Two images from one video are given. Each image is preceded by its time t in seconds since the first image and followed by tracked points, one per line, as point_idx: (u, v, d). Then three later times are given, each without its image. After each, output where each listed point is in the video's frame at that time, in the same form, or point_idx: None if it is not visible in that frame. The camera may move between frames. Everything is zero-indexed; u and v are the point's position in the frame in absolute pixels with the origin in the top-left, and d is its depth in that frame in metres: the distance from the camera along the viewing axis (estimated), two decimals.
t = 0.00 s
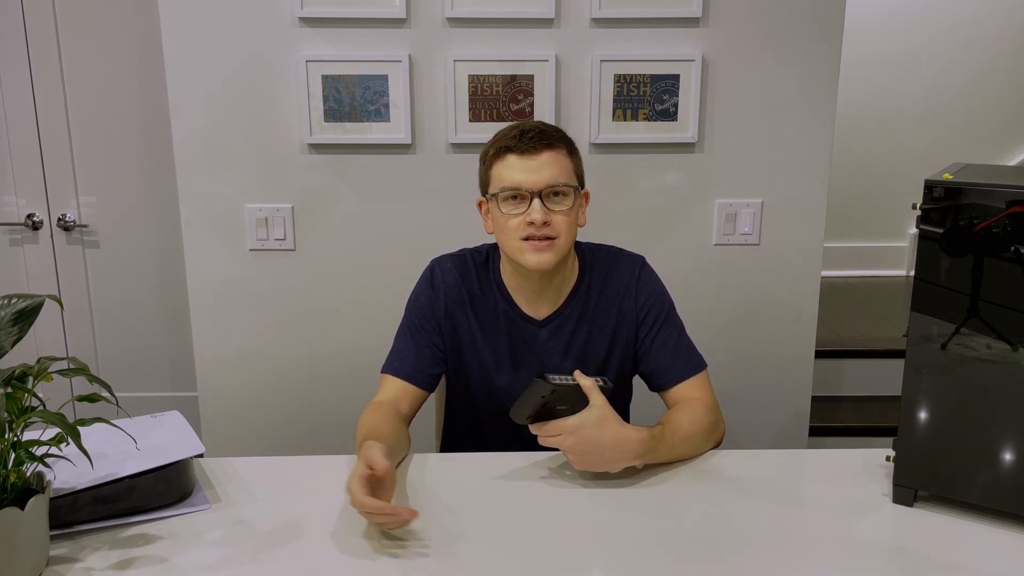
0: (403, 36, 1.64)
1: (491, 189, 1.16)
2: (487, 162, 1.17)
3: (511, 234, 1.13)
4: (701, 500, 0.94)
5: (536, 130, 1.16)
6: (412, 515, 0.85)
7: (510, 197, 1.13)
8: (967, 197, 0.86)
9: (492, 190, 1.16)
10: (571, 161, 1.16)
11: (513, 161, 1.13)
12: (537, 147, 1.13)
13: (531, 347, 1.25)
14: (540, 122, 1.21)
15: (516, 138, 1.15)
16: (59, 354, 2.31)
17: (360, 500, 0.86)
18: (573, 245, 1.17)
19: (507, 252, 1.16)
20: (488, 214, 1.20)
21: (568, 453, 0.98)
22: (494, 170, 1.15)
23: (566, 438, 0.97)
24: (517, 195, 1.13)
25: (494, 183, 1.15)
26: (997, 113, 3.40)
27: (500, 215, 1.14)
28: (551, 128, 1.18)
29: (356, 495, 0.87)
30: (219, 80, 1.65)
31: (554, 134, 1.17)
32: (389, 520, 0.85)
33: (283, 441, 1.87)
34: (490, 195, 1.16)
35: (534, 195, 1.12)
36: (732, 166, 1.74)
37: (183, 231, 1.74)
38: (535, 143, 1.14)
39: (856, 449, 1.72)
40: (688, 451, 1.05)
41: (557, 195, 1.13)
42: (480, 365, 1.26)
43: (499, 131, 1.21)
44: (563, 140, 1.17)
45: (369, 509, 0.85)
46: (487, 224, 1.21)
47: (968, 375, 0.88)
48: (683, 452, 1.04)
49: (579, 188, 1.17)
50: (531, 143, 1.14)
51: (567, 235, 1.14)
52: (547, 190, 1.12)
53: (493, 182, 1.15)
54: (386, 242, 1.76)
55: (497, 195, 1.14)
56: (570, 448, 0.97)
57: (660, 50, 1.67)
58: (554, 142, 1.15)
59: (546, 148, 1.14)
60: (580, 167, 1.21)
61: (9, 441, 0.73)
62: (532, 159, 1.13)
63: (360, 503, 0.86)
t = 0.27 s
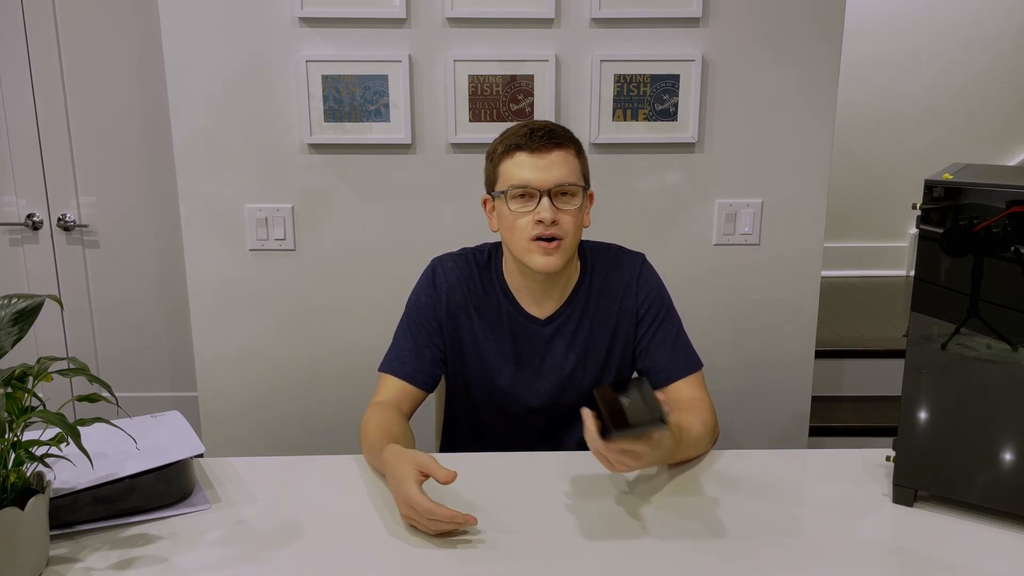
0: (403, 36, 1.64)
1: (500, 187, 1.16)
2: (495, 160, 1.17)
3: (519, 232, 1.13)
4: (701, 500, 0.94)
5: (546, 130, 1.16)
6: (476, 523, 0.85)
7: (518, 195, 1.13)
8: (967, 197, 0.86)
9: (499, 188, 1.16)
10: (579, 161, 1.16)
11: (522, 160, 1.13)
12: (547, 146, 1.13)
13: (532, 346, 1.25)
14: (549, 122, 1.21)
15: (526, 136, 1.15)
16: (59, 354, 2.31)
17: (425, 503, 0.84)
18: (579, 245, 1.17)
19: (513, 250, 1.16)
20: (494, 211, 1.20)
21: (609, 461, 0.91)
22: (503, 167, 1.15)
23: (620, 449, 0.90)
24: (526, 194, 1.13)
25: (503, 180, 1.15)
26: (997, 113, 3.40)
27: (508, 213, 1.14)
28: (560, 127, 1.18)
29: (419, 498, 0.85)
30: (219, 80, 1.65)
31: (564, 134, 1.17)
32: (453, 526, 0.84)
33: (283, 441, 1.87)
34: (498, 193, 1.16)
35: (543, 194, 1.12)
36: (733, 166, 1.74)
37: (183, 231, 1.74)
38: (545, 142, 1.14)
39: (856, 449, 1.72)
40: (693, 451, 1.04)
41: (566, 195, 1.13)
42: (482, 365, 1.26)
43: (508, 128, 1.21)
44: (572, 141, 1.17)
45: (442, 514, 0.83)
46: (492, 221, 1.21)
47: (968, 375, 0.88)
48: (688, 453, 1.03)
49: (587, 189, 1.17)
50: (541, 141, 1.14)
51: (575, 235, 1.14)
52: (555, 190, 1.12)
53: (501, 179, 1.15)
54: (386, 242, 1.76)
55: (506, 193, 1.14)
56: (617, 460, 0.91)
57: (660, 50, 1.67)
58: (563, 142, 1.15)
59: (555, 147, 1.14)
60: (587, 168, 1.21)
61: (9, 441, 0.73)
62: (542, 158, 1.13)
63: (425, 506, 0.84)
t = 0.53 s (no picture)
0: (403, 36, 1.64)
1: (501, 186, 1.16)
2: (497, 159, 1.17)
3: (519, 232, 1.13)
4: (701, 500, 0.94)
5: (549, 130, 1.16)
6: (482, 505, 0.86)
7: (520, 195, 1.13)
8: (967, 197, 0.86)
9: (501, 187, 1.16)
10: (582, 162, 1.16)
11: (524, 160, 1.13)
12: (550, 146, 1.13)
13: (533, 347, 1.24)
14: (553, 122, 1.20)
15: (529, 136, 1.15)
16: (59, 354, 2.31)
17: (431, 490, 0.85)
18: (579, 246, 1.17)
19: (513, 250, 1.16)
20: (496, 210, 1.20)
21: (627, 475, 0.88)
22: (506, 166, 1.15)
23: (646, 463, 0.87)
24: (527, 194, 1.13)
25: (504, 180, 1.15)
26: (998, 113, 3.40)
27: (509, 212, 1.14)
28: (563, 127, 1.18)
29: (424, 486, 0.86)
30: (219, 80, 1.65)
31: (567, 134, 1.17)
32: (461, 511, 0.85)
33: (283, 441, 1.88)
34: (500, 192, 1.16)
35: (544, 195, 1.12)
36: (733, 166, 1.74)
37: (183, 231, 1.74)
38: (547, 142, 1.13)
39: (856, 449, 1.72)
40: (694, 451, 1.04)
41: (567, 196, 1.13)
42: (482, 365, 1.26)
43: (512, 126, 1.21)
44: (576, 141, 1.17)
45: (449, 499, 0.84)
46: (493, 220, 1.21)
47: (968, 375, 0.88)
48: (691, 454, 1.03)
49: (589, 190, 1.17)
50: (544, 142, 1.14)
51: (575, 236, 1.14)
52: (557, 191, 1.12)
53: (503, 178, 1.15)
54: (386, 242, 1.76)
55: (507, 192, 1.14)
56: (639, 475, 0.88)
57: (660, 50, 1.67)
58: (566, 143, 1.15)
59: (558, 148, 1.14)
60: (590, 168, 1.21)
61: (9, 441, 0.73)
62: (544, 158, 1.13)
63: (431, 493, 0.85)
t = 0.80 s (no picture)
0: (403, 36, 1.64)
1: (501, 188, 1.15)
2: (497, 160, 1.17)
3: (518, 235, 1.13)
4: (701, 500, 0.94)
5: (550, 132, 1.15)
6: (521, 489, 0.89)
7: (519, 197, 1.13)
8: (967, 197, 0.86)
9: (500, 189, 1.16)
10: (582, 165, 1.16)
11: (524, 162, 1.13)
12: (549, 149, 1.13)
13: (531, 348, 1.24)
14: (553, 123, 1.20)
15: (529, 138, 1.15)
16: (59, 354, 2.31)
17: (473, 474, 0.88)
18: (577, 249, 1.17)
19: (512, 252, 1.16)
20: (495, 211, 1.19)
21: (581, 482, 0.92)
22: (505, 168, 1.14)
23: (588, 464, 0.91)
24: (527, 196, 1.13)
25: (504, 182, 1.15)
26: (998, 113, 3.40)
27: (508, 215, 1.14)
28: (564, 129, 1.18)
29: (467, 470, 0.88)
30: (219, 80, 1.65)
31: (567, 136, 1.16)
32: (500, 493, 0.88)
33: (283, 441, 1.88)
34: (499, 194, 1.16)
35: (543, 198, 1.12)
36: (733, 166, 1.74)
37: (183, 231, 1.74)
38: (547, 145, 1.13)
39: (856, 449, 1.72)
40: (693, 451, 1.04)
41: (566, 199, 1.13)
42: (480, 367, 1.26)
43: (512, 127, 1.20)
44: (576, 144, 1.16)
45: (494, 483, 0.87)
46: (492, 221, 1.21)
47: (968, 375, 0.88)
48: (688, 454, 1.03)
49: (588, 193, 1.17)
50: (544, 144, 1.13)
51: (573, 239, 1.14)
52: (556, 194, 1.12)
53: (502, 180, 1.15)
54: (386, 242, 1.76)
55: (506, 194, 1.14)
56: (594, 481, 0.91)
57: (660, 50, 1.67)
58: (567, 145, 1.15)
59: (558, 151, 1.14)
60: (590, 171, 1.20)
61: (9, 441, 0.73)
62: (544, 161, 1.12)
63: (474, 476, 0.87)
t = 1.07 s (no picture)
0: (403, 36, 1.64)
1: (501, 187, 1.15)
2: (497, 159, 1.17)
3: (518, 234, 1.13)
4: (701, 500, 0.94)
5: (550, 131, 1.15)
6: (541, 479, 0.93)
7: (518, 197, 1.13)
8: (967, 197, 0.86)
9: (501, 188, 1.15)
10: (582, 165, 1.16)
11: (524, 162, 1.13)
12: (549, 149, 1.13)
13: (530, 349, 1.24)
14: (553, 123, 1.20)
15: (529, 138, 1.15)
16: (59, 354, 2.31)
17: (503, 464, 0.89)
18: (577, 249, 1.17)
19: (512, 252, 1.16)
20: (494, 210, 1.19)
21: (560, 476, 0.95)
22: (505, 168, 1.14)
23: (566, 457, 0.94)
24: (526, 196, 1.13)
25: (504, 181, 1.15)
26: (998, 113, 3.40)
27: (508, 214, 1.14)
28: (563, 129, 1.18)
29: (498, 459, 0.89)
30: (219, 80, 1.65)
31: (567, 136, 1.16)
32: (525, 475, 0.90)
33: (282, 441, 1.88)
34: (499, 193, 1.16)
35: (543, 197, 1.12)
36: (732, 166, 1.74)
37: (183, 231, 1.74)
38: (547, 145, 1.13)
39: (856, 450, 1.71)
40: (691, 451, 1.05)
41: (566, 198, 1.13)
42: (479, 368, 1.26)
43: (512, 127, 1.21)
44: (575, 143, 1.16)
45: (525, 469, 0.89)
46: (491, 221, 1.20)
47: (968, 375, 0.88)
48: (685, 453, 1.04)
49: (587, 193, 1.16)
50: (544, 144, 1.13)
51: (573, 239, 1.13)
52: (556, 194, 1.12)
53: (502, 180, 1.15)
54: (386, 243, 1.76)
55: (506, 194, 1.14)
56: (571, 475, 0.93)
57: (660, 50, 1.67)
58: (566, 145, 1.15)
59: (557, 151, 1.14)
60: (590, 170, 1.20)
61: (9, 441, 0.73)
62: (543, 161, 1.12)
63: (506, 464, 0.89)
